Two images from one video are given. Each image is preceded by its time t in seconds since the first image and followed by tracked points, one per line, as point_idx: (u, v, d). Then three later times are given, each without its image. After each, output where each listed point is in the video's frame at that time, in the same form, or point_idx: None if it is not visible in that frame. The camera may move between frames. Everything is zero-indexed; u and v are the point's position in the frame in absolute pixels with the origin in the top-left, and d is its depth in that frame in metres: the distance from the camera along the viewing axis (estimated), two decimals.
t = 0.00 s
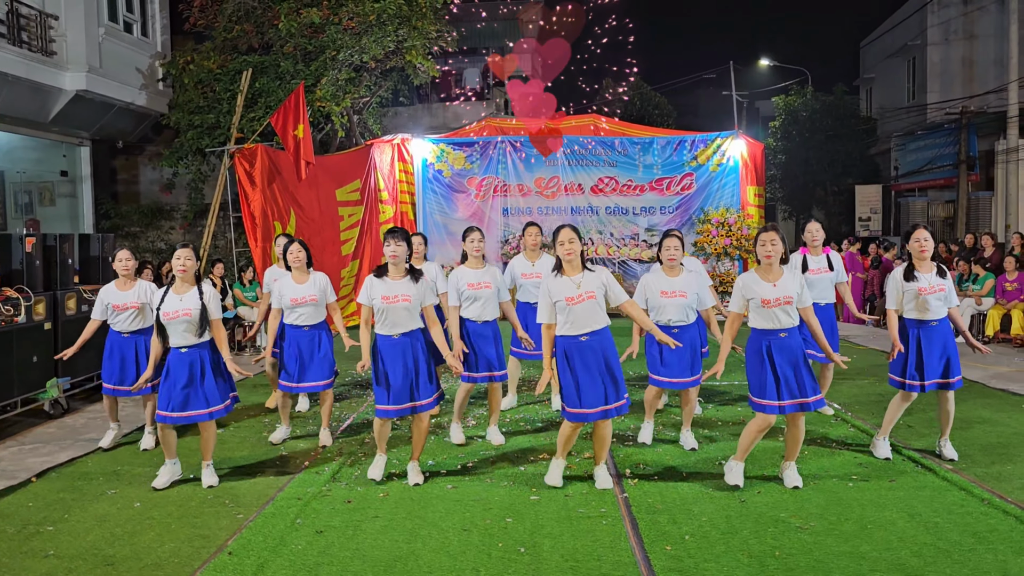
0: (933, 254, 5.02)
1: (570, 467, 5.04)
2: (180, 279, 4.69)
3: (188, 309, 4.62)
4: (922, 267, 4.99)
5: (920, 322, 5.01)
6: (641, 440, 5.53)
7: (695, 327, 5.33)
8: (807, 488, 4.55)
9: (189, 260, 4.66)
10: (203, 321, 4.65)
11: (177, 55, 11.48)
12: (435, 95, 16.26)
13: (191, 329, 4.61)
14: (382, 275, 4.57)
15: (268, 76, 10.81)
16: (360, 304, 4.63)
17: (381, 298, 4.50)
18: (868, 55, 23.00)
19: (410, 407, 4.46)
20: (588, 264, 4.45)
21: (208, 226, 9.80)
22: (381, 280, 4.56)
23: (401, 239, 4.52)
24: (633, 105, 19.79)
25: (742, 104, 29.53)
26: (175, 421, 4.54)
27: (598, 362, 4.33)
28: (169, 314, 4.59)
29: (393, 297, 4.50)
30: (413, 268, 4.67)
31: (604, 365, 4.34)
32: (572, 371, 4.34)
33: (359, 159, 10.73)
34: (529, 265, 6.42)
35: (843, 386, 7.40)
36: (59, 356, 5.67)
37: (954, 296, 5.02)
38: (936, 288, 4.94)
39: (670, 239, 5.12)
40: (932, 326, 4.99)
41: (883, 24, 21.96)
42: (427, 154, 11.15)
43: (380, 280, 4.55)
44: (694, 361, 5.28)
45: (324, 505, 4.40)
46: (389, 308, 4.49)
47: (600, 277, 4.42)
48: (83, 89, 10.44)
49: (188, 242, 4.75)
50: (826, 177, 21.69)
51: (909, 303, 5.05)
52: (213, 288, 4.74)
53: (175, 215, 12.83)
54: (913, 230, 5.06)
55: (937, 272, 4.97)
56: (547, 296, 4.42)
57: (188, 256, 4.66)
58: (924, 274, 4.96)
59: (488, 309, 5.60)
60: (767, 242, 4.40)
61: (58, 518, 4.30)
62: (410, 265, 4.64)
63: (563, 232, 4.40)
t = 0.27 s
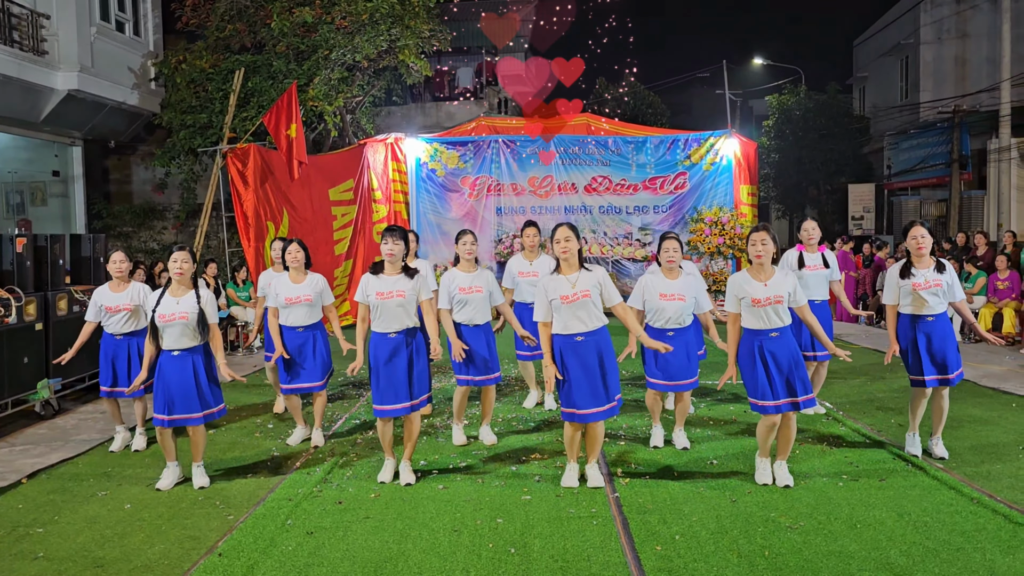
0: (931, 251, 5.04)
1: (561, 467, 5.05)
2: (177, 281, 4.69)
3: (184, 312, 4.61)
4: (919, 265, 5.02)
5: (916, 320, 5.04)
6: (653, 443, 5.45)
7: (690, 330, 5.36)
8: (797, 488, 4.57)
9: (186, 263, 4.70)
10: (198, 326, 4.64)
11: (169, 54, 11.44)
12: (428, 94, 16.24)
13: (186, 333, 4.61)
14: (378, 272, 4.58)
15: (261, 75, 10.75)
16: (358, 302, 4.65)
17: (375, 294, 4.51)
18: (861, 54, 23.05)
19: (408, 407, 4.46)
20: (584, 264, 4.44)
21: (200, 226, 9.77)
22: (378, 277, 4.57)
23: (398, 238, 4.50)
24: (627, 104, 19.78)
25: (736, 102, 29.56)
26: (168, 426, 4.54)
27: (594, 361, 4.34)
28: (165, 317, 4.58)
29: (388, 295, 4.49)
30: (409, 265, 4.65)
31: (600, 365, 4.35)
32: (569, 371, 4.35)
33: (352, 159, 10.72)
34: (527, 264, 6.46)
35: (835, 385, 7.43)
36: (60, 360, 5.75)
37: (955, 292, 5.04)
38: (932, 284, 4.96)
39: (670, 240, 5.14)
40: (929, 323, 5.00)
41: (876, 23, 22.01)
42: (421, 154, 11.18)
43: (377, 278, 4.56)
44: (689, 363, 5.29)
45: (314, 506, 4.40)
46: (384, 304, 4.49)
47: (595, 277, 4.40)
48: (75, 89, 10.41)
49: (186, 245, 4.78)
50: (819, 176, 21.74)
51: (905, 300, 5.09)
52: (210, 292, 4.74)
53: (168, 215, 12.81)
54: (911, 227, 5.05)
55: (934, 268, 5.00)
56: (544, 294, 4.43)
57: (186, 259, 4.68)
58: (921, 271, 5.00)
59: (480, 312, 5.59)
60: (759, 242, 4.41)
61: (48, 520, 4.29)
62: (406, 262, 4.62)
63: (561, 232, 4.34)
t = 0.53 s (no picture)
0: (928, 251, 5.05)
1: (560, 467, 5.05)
2: (175, 276, 4.70)
3: (183, 307, 4.61)
4: (914, 263, 5.03)
5: (909, 317, 5.04)
6: (623, 442, 5.52)
7: (683, 325, 5.36)
8: (795, 487, 4.58)
9: (184, 259, 4.70)
10: (196, 319, 4.65)
11: (167, 55, 11.43)
12: (427, 94, 16.25)
13: (183, 327, 4.61)
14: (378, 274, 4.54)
15: (258, 76, 10.73)
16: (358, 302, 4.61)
17: (375, 296, 4.50)
18: (859, 53, 23.07)
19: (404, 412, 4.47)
20: (588, 267, 4.44)
21: (199, 227, 9.76)
22: (377, 279, 4.54)
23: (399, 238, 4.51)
24: (625, 104, 19.78)
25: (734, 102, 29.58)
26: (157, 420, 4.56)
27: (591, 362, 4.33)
28: (163, 309, 4.57)
29: (388, 295, 4.49)
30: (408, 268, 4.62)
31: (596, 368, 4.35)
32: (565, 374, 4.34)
33: (351, 160, 10.73)
34: (519, 262, 6.44)
35: (833, 385, 7.43)
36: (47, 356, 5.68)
37: (950, 292, 5.01)
38: (924, 284, 4.98)
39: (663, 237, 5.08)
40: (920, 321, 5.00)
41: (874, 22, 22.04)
42: (420, 154, 11.22)
43: (376, 279, 4.53)
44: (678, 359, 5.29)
45: (313, 507, 4.40)
46: (384, 306, 4.48)
47: (598, 280, 4.39)
48: (73, 90, 10.40)
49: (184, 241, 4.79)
50: (818, 176, 21.75)
51: (900, 298, 5.09)
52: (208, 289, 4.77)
53: (166, 216, 12.80)
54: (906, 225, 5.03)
55: (929, 267, 5.01)
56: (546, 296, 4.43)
57: (184, 254, 4.69)
58: (915, 270, 5.02)
59: (466, 310, 5.59)
60: (748, 238, 4.40)
61: (46, 521, 4.29)
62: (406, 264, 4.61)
63: (565, 232, 4.30)
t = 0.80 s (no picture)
0: (914, 254, 5.04)
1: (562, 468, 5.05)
2: (176, 281, 4.68)
3: (184, 310, 4.60)
4: (901, 266, 5.02)
5: (894, 320, 5.00)
6: (624, 444, 5.48)
7: (669, 328, 5.35)
8: (798, 488, 4.57)
9: (180, 265, 4.67)
10: (199, 323, 4.65)
11: (167, 56, 11.40)
12: (427, 95, 16.27)
13: (184, 333, 4.59)
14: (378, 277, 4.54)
15: (259, 77, 10.73)
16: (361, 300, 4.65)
17: (380, 296, 4.49)
18: (858, 55, 23.09)
19: (403, 410, 4.44)
20: (588, 260, 4.36)
21: (199, 228, 9.73)
22: (379, 280, 4.54)
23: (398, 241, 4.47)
24: (625, 105, 19.79)
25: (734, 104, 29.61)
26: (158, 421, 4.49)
27: (589, 361, 4.34)
28: (165, 314, 4.56)
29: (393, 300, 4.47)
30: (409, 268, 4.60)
31: (595, 366, 4.35)
32: (561, 369, 4.34)
33: (352, 161, 10.72)
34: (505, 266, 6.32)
35: (834, 385, 7.43)
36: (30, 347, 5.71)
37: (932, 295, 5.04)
38: (909, 286, 4.96)
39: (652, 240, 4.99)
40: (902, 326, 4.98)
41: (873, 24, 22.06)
42: (420, 155, 11.26)
43: (378, 280, 4.54)
44: (665, 362, 5.29)
45: (315, 508, 4.39)
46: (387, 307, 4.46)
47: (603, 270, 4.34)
48: (73, 91, 10.39)
49: (182, 246, 4.75)
50: (817, 177, 21.76)
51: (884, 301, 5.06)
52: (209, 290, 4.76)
53: (166, 217, 12.79)
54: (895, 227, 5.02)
55: (915, 270, 5.00)
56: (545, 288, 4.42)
57: (181, 260, 4.67)
58: (901, 271, 5.00)
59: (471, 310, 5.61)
60: (734, 251, 4.30)
61: (47, 522, 4.27)
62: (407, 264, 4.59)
63: (568, 227, 4.26)
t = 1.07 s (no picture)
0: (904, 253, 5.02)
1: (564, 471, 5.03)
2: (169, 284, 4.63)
3: (177, 312, 4.58)
4: (888, 265, 5.00)
5: (878, 317, 5.05)
6: (625, 447, 5.45)
7: (669, 323, 5.35)
8: (801, 490, 4.55)
9: (175, 267, 4.59)
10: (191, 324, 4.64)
11: (167, 58, 11.38)
12: (426, 97, 16.28)
13: (177, 335, 4.56)
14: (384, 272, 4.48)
15: (259, 78, 10.71)
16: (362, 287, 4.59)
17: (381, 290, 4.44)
18: (857, 57, 23.13)
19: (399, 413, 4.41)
20: (591, 266, 4.34)
21: (199, 230, 9.71)
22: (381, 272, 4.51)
23: (403, 239, 4.38)
24: (624, 107, 19.80)
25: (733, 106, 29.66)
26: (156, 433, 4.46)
27: (590, 367, 4.30)
28: (158, 314, 4.54)
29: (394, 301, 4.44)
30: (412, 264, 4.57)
31: (595, 372, 4.31)
32: (561, 372, 4.32)
33: (351, 162, 10.74)
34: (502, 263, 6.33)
35: (835, 387, 7.42)
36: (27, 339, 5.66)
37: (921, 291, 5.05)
38: (897, 284, 4.94)
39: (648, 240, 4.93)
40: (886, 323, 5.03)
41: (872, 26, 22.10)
42: (420, 157, 11.29)
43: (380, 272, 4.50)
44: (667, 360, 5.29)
45: (316, 510, 4.37)
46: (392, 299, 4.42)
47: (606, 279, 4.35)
48: (73, 93, 10.37)
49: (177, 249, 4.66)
50: (817, 179, 21.77)
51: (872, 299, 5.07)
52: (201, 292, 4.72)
53: (166, 218, 12.77)
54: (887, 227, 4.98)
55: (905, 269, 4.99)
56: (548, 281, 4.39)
57: (176, 263, 4.59)
58: (891, 271, 4.99)
59: (474, 307, 5.61)
60: (739, 245, 4.33)
61: (47, 525, 4.25)
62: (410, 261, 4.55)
63: (574, 232, 4.28)
